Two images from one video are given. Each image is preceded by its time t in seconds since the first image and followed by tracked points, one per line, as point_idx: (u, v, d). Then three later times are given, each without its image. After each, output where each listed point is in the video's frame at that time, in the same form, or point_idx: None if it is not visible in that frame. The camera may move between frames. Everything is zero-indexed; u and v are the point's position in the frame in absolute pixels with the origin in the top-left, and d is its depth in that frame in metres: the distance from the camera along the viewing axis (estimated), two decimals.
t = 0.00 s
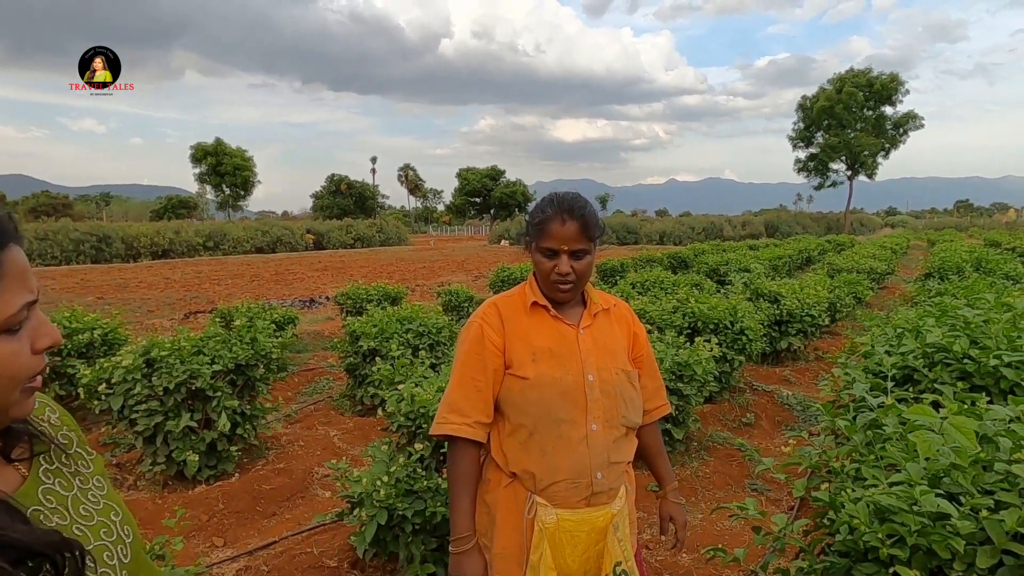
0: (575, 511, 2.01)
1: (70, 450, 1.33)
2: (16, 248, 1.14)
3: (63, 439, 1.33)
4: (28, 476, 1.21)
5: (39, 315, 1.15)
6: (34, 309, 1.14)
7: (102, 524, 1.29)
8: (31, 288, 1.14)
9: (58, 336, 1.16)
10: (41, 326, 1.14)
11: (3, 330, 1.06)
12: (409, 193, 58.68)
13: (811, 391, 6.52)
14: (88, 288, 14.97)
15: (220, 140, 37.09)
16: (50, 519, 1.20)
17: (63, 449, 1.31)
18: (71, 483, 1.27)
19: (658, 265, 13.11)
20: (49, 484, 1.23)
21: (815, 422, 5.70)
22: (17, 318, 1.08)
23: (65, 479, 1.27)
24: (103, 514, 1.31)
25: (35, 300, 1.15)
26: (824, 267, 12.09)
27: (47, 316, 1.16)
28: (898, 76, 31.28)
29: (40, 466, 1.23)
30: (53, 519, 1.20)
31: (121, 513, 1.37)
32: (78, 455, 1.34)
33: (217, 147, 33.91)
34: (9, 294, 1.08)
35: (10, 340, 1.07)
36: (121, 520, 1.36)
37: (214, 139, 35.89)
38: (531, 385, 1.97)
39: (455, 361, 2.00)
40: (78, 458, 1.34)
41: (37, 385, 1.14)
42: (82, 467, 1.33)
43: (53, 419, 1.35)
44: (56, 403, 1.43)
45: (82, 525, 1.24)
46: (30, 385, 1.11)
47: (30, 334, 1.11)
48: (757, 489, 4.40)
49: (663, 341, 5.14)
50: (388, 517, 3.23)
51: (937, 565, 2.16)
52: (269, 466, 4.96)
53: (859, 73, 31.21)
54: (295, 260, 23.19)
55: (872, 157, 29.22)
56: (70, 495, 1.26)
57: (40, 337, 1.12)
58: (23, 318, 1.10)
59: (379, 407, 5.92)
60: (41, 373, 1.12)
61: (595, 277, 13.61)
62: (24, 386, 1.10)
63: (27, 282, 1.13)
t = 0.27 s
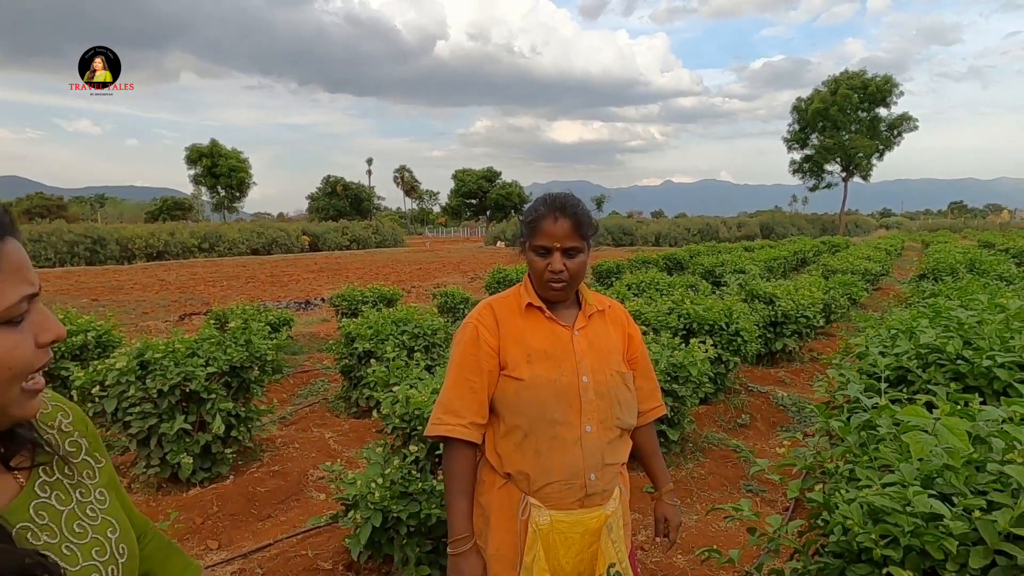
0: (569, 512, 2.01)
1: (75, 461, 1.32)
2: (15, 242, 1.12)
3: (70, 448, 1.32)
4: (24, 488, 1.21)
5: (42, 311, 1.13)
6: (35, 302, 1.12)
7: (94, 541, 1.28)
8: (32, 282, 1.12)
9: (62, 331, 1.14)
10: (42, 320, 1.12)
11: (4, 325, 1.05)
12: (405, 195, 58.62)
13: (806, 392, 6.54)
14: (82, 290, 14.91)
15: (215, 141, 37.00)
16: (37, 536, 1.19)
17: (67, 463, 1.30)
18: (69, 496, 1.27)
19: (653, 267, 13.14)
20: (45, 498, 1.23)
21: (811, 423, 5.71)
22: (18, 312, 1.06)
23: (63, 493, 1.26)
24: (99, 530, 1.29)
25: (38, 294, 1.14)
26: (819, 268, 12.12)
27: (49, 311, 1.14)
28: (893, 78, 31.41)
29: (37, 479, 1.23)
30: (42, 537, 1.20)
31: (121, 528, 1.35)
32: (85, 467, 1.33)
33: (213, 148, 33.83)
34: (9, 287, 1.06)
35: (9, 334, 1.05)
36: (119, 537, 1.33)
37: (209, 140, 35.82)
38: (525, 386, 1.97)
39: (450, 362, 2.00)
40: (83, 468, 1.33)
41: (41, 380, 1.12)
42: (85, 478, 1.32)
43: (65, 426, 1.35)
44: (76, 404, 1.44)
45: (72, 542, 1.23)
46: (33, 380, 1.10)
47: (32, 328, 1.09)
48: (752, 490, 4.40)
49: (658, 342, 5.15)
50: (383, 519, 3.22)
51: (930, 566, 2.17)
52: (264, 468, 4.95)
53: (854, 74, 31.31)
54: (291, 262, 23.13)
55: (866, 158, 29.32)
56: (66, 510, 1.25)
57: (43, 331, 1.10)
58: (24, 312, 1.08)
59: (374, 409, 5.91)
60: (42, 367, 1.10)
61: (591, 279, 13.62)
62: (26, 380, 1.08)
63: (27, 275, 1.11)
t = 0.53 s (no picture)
0: (567, 511, 2.01)
1: (122, 517, 1.10)
2: (77, 254, 1.07)
3: (124, 501, 1.11)
4: (59, 541, 1.03)
5: (105, 322, 1.08)
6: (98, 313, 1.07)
7: None
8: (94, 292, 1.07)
9: (124, 342, 1.09)
10: (105, 332, 1.07)
11: (71, 332, 0.99)
12: (405, 195, 58.64)
13: (806, 392, 6.54)
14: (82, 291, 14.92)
15: (215, 142, 37.02)
16: None
17: (112, 521, 1.09)
18: (97, 561, 1.05)
19: (653, 266, 13.15)
20: (70, 563, 1.03)
21: (811, 422, 5.72)
22: (84, 321, 1.01)
23: (97, 557, 1.06)
24: None
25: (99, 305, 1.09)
26: (819, 267, 12.13)
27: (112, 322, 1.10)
28: (892, 77, 31.41)
29: (73, 536, 1.04)
30: None
31: None
32: (134, 526, 1.11)
33: (212, 149, 33.85)
34: (77, 295, 1.02)
35: (75, 344, 0.99)
36: None
37: (209, 140, 35.83)
38: (524, 385, 1.97)
39: (450, 360, 2.00)
40: (130, 528, 1.11)
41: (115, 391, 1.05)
42: (129, 541, 1.10)
43: (132, 467, 1.14)
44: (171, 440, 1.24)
45: None
46: (107, 387, 1.03)
47: (99, 337, 1.04)
48: (752, 489, 4.40)
49: (658, 342, 5.15)
50: (383, 519, 3.22)
51: (931, 565, 2.17)
52: (264, 468, 4.95)
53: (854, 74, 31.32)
54: (291, 262, 23.13)
55: (866, 158, 29.33)
56: None
57: (108, 340, 1.05)
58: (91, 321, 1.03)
59: (374, 409, 5.91)
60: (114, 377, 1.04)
61: (591, 279, 13.63)
62: (100, 386, 1.02)
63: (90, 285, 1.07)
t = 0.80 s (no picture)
0: (568, 511, 2.01)
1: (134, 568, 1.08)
2: (122, 282, 1.08)
3: (139, 553, 1.09)
4: None
5: (145, 349, 1.08)
6: (141, 341, 1.07)
7: None
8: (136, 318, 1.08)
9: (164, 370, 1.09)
10: (147, 360, 1.07)
11: (114, 360, 1.00)
12: (407, 195, 58.58)
13: (808, 393, 6.53)
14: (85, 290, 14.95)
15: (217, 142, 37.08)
16: None
17: (124, 573, 1.07)
18: None
19: (655, 267, 13.14)
20: None
21: (813, 423, 5.71)
22: (127, 347, 1.02)
23: None
24: None
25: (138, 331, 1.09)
26: (821, 268, 12.11)
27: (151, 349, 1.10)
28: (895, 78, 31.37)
29: None
30: None
31: None
32: None
33: (215, 148, 33.91)
34: (120, 323, 1.02)
35: (120, 371, 1.00)
36: None
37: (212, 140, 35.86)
38: (525, 384, 1.97)
39: (451, 360, 2.01)
40: None
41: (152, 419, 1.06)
42: None
43: (156, 517, 1.12)
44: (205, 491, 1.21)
45: None
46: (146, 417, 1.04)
47: (140, 365, 1.04)
48: (754, 490, 4.40)
49: (660, 342, 5.15)
50: (386, 519, 3.23)
51: (934, 566, 2.16)
52: (266, 468, 4.95)
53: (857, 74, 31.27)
54: (294, 262, 23.14)
55: (869, 158, 29.28)
56: None
57: (149, 369, 1.06)
58: (133, 347, 1.04)
59: (376, 409, 5.91)
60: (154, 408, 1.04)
61: (593, 279, 13.62)
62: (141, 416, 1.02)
63: (131, 311, 1.07)
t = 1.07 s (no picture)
0: (565, 513, 2.02)
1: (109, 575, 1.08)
2: (97, 292, 1.07)
3: (115, 561, 1.08)
4: None
5: (124, 359, 1.08)
6: (118, 352, 1.07)
7: None
8: (114, 330, 1.07)
9: (144, 378, 1.08)
10: (125, 369, 1.07)
11: (90, 372, 0.99)
12: (403, 197, 58.56)
13: (804, 393, 6.55)
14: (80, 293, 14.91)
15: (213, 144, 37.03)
16: None
17: None
18: None
19: (651, 268, 13.17)
20: None
21: (809, 424, 5.72)
22: (104, 361, 1.01)
23: None
24: None
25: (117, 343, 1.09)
26: (817, 269, 12.15)
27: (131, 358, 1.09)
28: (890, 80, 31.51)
29: None
30: None
31: None
32: None
33: (211, 150, 33.87)
34: (95, 336, 1.01)
35: (98, 384, 0.99)
36: None
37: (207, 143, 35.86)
38: (521, 388, 1.97)
39: (446, 364, 2.00)
40: None
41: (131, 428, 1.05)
42: None
43: (133, 523, 1.11)
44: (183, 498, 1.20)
45: None
46: (124, 427, 1.03)
47: (118, 375, 1.03)
48: (750, 491, 4.41)
49: (656, 344, 5.16)
50: (382, 521, 3.22)
51: (928, 567, 2.17)
52: (263, 471, 4.95)
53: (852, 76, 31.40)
54: (290, 264, 23.11)
55: (864, 160, 29.40)
56: None
57: (128, 379, 1.05)
58: (110, 359, 1.03)
59: (373, 411, 5.90)
60: (132, 417, 1.03)
61: (589, 280, 13.64)
62: (118, 428, 1.01)
63: (109, 325, 1.06)
